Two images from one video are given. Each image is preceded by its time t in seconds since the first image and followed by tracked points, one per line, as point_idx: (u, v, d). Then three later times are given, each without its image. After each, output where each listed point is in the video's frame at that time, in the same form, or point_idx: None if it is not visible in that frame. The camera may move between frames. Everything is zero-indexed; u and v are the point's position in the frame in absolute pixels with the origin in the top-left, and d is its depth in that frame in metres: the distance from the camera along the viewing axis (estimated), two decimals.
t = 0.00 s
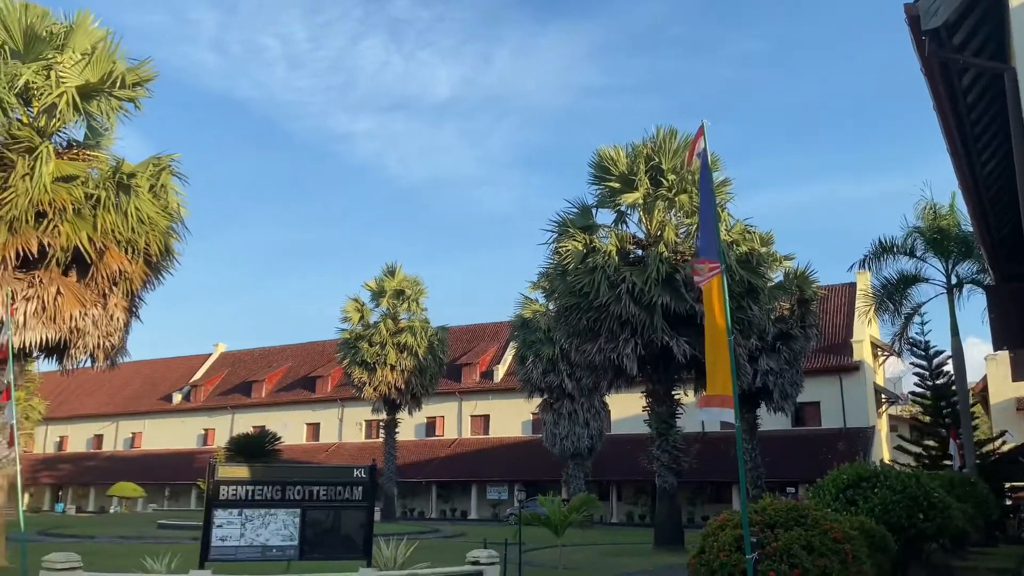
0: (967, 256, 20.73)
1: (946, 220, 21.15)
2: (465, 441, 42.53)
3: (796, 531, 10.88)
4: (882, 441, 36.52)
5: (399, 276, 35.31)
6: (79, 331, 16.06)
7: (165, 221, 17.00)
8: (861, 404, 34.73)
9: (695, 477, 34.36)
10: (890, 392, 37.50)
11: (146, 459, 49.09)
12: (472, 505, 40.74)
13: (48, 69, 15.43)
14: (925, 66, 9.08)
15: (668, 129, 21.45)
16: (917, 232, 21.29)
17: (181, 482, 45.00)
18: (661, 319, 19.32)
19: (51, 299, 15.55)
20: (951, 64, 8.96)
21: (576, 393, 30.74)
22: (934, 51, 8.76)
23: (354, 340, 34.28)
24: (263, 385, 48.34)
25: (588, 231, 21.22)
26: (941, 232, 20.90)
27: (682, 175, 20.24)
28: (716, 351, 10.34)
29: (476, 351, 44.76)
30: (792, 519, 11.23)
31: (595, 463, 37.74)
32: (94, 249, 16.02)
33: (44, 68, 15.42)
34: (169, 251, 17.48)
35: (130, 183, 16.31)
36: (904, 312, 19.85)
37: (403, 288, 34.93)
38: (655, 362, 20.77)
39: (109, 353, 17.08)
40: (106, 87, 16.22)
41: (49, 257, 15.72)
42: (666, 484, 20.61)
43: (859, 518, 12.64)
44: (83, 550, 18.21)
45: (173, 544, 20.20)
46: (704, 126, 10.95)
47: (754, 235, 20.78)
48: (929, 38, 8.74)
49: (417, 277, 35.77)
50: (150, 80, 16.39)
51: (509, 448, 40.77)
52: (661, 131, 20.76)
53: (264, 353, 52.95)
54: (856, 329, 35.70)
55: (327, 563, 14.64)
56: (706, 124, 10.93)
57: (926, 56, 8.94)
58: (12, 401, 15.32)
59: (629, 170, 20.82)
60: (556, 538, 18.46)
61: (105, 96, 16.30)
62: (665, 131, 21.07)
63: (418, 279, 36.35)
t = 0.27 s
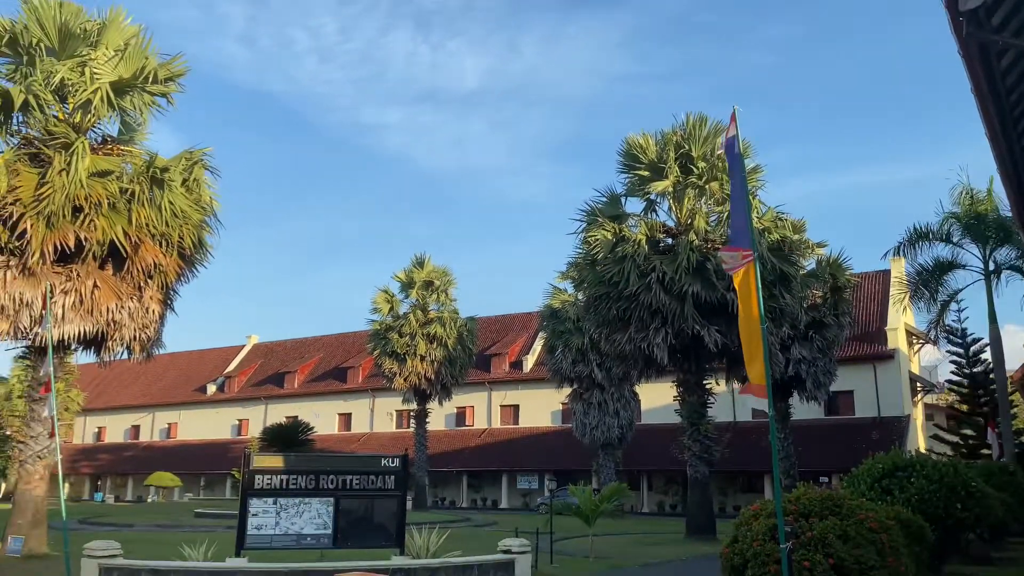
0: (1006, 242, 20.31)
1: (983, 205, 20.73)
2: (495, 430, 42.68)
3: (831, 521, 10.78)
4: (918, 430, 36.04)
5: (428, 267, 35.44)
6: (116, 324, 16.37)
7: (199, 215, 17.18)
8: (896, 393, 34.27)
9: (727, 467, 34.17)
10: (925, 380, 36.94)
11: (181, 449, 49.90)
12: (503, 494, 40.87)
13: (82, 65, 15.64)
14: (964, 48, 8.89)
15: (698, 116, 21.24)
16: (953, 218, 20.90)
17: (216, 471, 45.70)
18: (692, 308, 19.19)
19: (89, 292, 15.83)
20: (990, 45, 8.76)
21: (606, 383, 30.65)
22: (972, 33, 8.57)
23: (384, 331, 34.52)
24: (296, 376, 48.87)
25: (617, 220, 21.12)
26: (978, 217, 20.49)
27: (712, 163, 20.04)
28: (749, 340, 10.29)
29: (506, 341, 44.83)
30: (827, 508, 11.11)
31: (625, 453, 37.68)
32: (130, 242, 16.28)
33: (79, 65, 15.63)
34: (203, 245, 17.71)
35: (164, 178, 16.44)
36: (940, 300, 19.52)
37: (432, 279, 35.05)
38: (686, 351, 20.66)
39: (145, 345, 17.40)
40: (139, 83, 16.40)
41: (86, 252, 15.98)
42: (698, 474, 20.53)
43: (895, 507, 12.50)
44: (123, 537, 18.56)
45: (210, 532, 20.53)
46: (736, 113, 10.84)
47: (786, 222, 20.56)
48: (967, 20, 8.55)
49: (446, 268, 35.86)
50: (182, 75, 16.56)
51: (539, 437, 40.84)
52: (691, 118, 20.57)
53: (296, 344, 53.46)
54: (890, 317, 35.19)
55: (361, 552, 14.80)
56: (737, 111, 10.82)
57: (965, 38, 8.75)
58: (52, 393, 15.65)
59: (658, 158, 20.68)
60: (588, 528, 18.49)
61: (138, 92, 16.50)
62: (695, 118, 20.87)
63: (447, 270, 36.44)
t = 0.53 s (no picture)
0: None
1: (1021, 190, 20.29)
2: (524, 421, 42.77)
3: (864, 511, 10.66)
4: (952, 420, 35.49)
5: (456, 258, 35.53)
6: (149, 316, 16.62)
7: (230, 208, 17.37)
8: (930, 382, 33.78)
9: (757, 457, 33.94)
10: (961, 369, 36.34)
11: (215, 439, 50.61)
12: (532, 484, 40.95)
13: (115, 61, 15.86)
14: (1001, 29, 8.72)
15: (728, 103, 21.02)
16: (990, 204, 20.49)
17: (249, 461, 46.31)
18: (722, 297, 19.04)
19: (123, 285, 16.08)
20: None
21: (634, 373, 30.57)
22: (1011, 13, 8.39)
23: (412, 322, 34.72)
24: (326, 367, 49.32)
25: (645, 209, 21.01)
26: (1016, 202, 20.06)
27: (742, 150, 19.82)
28: (781, 326, 10.22)
29: (534, 332, 44.83)
30: (860, 497, 10.96)
31: (654, 443, 37.56)
32: (162, 236, 16.48)
33: (111, 61, 15.85)
34: (234, 238, 17.89)
35: (195, 171, 16.64)
36: (976, 287, 19.17)
37: (459, 270, 35.16)
38: (715, 340, 20.52)
39: (179, 337, 17.65)
40: (170, 77, 16.58)
41: (120, 245, 16.20)
42: (728, 464, 20.43)
43: (930, 497, 12.32)
44: (160, 526, 18.89)
45: (244, 521, 20.82)
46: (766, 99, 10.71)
47: (817, 209, 20.30)
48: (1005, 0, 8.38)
49: (473, 259, 35.93)
50: (211, 69, 16.70)
51: (568, 427, 40.85)
52: (720, 105, 20.36)
53: (326, 335, 53.91)
54: (924, 305, 34.64)
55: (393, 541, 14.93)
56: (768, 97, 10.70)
57: (1002, 19, 8.57)
58: (89, 384, 15.95)
59: (687, 146, 20.52)
60: (618, 518, 18.50)
61: (169, 86, 16.68)
62: (724, 105, 20.65)
63: (475, 261, 36.49)
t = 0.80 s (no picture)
0: None
1: None
2: (551, 411, 42.82)
3: (897, 501, 10.52)
4: (987, 409, 34.94)
5: (482, 249, 35.56)
6: (181, 309, 16.83)
7: (259, 201, 17.54)
8: (964, 371, 33.27)
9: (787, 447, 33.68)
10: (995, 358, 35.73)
11: (246, 430, 51.26)
12: (559, 475, 41.13)
13: (145, 57, 16.02)
14: None
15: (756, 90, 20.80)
16: None
17: (279, 452, 46.85)
18: (751, 286, 18.88)
19: (156, 278, 16.32)
20: None
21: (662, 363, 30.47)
22: None
23: (439, 313, 34.84)
24: (354, 358, 49.70)
25: (673, 198, 20.88)
26: None
27: (771, 137, 19.60)
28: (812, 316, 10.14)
29: (560, 322, 44.78)
30: (893, 488, 10.82)
31: (683, 433, 37.40)
32: (193, 229, 16.66)
33: (141, 56, 16.00)
34: (264, 231, 18.05)
35: (224, 165, 16.81)
36: (1011, 276, 18.84)
37: (485, 261, 35.19)
38: (744, 330, 20.38)
39: (210, 329, 17.89)
40: (199, 72, 16.72)
41: (152, 239, 16.41)
42: (758, 454, 20.30)
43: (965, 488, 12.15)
44: (194, 515, 19.20)
45: (276, 510, 21.11)
46: (796, 86, 10.58)
47: (847, 197, 20.05)
48: None
49: (500, 250, 35.93)
50: (239, 63, 16.83)
51: (596, 418, 40.83)
52: (748, 92, 20.14)
53: (354, 327, 54.30)
54: (958, 293, 34.08)
55: (423, 530, 15.02)
56: (797, 84, 10.56)
57: None
58: (123, 376, 16.22)
59: (715, 134, 20.35)
60: (647, 508, 18.44)
61: (197, 81, 16.82)
62: (752, 92, 20.43)
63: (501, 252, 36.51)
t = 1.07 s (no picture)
0: None
1: None
2: (578, 402, 42.82)
3: (930, 492, 10.36)
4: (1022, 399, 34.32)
5: (507, 240, 35.57)
6: (212, 302, 17.03)
7: (286, 195, 17.68)
8: (998, 361, 32.72)
9: (816, 438, 33.40)
10: None
11: (275, 421, 51.83)
12: (586, 466, 41.12)
13: (173, 52, 16.20)
14: None
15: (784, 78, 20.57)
16: None
17: (308, 442, 47.33)
18: (780, 276, 18.71)
19: (186, 272, 16.52)
20: None
21: (689, 353, 30.31)
22: None
23: (465, 304, 34.97)
24: (381, 350, 50.02)
25: (700, 187, 20.74)
26: None
27: (799, 125, 19.38)
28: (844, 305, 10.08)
29: (586, 313, 44.70)
30: (926, 478, 10.67)
31: (711, 424, 37.22)
32: (222, 223, 16.83)
33: (170, 52, 16.18)
34: (291, 224, 18.20)
35: (252, 159, 16.96)
36: None
37: (511, 253, 35.18)
38: (773, 320, 20.22)
39: (240, 322, 18.09)
40: (226, 67, 16.87)
41: (182, 233, 16.61)
42: (787, 445, 20.14)
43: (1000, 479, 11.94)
44: (226, 505, 19.46)
45: (306, 500, 21.32)
46: (825, 73, 10.46)
47: (878, 184, 19.78)
48: None
49: (525, 242, 35.91)
50: (266, 58, 16.96)
51: (622, 409, 40.75)
52: (776, 79, 19.93)
53: (381, 319, 54.62)
54: (992, 282, 33.49)
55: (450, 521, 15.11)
56: (826, 71, 10.43)
57: None
58: (156, 368, 16.45)
59: (742, 122, 20.17)
60: (675, 499, 18.38)
61: (225, 76, 16.98)
62: (780, 80, 20.22)
63: (526, 243, 36.48)
